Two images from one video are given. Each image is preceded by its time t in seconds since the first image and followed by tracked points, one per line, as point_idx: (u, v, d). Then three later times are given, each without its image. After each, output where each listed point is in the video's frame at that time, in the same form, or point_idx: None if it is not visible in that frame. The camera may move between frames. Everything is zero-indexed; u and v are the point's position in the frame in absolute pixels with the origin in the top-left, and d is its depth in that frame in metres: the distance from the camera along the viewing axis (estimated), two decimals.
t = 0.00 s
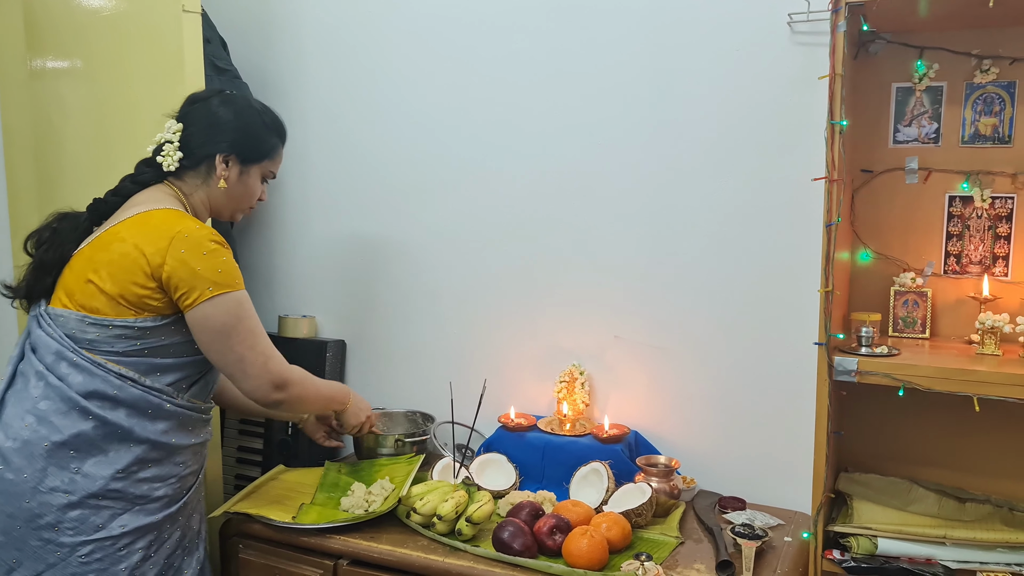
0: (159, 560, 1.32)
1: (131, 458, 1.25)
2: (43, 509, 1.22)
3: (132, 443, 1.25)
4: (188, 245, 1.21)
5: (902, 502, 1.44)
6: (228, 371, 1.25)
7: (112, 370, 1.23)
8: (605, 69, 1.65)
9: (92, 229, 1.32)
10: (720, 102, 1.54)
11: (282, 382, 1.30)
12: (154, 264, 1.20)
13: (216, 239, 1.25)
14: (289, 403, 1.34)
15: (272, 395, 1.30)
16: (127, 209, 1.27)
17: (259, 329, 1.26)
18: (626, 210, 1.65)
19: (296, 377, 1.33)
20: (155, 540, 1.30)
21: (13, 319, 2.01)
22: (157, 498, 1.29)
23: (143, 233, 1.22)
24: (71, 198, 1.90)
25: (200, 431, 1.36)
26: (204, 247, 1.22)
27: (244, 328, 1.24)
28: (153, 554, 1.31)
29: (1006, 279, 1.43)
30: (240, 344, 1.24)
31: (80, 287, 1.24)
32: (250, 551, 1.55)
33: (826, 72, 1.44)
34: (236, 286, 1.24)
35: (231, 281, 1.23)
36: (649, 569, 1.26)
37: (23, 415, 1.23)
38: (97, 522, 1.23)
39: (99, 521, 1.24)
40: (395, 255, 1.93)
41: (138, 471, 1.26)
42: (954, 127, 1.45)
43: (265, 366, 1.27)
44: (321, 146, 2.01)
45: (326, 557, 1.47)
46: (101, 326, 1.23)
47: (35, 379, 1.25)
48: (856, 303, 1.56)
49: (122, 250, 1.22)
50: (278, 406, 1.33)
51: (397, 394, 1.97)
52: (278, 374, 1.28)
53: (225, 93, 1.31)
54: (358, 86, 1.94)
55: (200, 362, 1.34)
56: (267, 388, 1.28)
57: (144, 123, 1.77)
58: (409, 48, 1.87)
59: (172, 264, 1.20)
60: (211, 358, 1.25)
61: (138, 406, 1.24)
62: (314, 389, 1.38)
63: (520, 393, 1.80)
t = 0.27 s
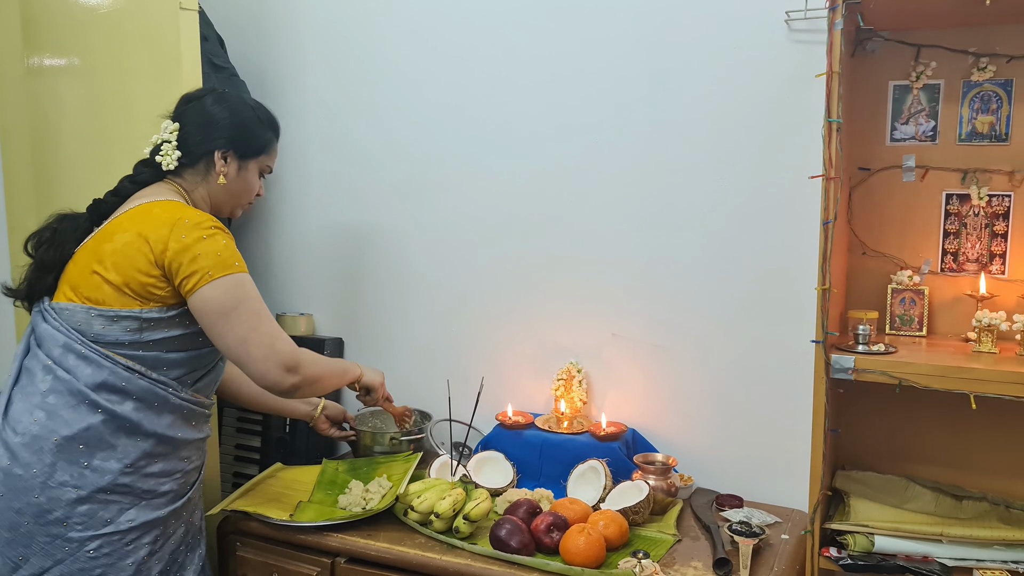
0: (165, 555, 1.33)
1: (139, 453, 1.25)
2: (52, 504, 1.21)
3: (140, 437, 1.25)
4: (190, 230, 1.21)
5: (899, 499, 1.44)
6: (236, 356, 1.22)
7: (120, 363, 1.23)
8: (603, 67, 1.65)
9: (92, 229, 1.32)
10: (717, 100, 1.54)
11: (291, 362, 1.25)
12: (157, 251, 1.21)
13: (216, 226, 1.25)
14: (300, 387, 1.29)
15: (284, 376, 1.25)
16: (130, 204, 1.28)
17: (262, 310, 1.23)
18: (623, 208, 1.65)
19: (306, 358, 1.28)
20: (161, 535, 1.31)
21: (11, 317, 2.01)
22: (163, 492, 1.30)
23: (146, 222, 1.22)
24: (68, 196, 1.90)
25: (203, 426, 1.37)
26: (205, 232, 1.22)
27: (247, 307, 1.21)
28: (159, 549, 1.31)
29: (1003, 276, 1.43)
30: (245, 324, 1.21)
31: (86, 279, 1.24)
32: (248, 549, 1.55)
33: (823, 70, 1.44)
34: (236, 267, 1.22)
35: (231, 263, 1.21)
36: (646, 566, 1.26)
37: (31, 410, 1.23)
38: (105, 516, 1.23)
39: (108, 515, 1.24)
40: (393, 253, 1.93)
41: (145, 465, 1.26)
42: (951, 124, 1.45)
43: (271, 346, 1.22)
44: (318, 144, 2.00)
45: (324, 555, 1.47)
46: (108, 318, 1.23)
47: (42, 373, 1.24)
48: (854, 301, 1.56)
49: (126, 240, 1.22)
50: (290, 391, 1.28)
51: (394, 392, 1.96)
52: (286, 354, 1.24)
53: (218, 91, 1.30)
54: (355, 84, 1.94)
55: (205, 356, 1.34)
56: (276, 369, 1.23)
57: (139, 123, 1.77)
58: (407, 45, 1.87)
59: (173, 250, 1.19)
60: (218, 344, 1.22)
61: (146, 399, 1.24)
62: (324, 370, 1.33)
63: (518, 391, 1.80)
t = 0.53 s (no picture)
0: (166, 552, 1.33)
1: (140, 450, 1.25)
2: (53, 501, 1.21)
3: (141, 434, 1.25)
4: (193, 217, 1.21)
5: (897, 498, 1.44)
6: (247, 334, 1.20)
7: (122, 360, 1.22)
8: (602, 65, 1.64)
9: (93, 228, 1.32)
10: (716, 98, 1.54)
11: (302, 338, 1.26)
12: (161, 242, 1.21)
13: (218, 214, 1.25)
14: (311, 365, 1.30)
15: (296, 353, 1.25)
16: (132, 198, 1.28)
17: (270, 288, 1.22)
18: (623, 207, 1.65)
19: (315, 337, 1.29)
20: (162, 533, 1.31)
21: (10, 315, 2.01)
22: (164, 490, 1.30)
23: (149, 215, 1.22)
24: (68, 195, 1.89)
25: (205, 423, 1.36)
26: (208, 218, 1.22)
27: (256, 286, 1.21)
28: (160, 546, 1.31)
29: (1002, 275, 1.43)
30: (256, 302, 1.20)
31: (89, 274, 1.24)
32: (247, 547, 1.55)
33: (823, 69, 1.44)
34: (240, 250, 1.22)
35: (235, 247, 1.22)
36: (645, 565, 1.26)
37: (32, 407, 1.23)
38: (106, 514, 1.23)
39: (109, 513, 1.24)
40: (392, 251, 1.93)
41: (146, 463, 1.26)
42: (950, 123, 1.45)
43: (283, 323, 1.23)
44: (318, 142, 2.00)
45: (323, 553, 1.47)
46: (110, 314, 1.23)
47: (44, 370, 1.25)
48: (853, 299, 1.56)
49: (129, 233, 1.22)
50: (300, 369, 1.29)
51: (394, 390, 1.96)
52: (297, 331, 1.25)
53: (218, 88, 1.31)
54: (355, 82, 1.94)
55: (207, 351, 1.34)
56: (290, 345, 1.24)
57: (138, 122, 1.76)
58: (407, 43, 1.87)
59: (177, 240, 1.20)
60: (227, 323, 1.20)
61: (147, 396, 1.24)
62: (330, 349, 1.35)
63: (517, 389, 1.80)
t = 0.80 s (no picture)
0: (169, 551, 1.33)
1: (142, 449, 1.25)
2: (56, 500, 1.21)
3: (143, 433, 1.25)
4: (197, 216, 1.21)
5: (898, 497, 1.44)
6: (249, 332, 1.20)
7: (125, 359, 1.22)
8: (603, 64, 1.64)
9: (96, 227, 1.32)
10: (717, 98, 1.54)
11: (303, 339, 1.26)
12: (165, 240, 1.21)
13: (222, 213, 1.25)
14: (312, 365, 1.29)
15: (297, 353, 1.25)
16: (136, 197, 1.28)
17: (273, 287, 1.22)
18: (623, 206, 1.65)
19: (316, 337, 1.29)
20: (164, 531, 1.31)
21: (10, 314, 2.01)
22: (166, 488, 1.30)
23: (152, 214, 1.22)
24: (68, 195, 1.89)
25: (208, 422, 1.36)
26: (212, 217, 1.22)
27: (260, 285, 1.21)
28: (162, 545, 1.31)
29: (1003, 275, 1.43)
30: (259, 301, 1.20)
31: (93, 272, 1.24)
32: (248, 546, 1.55)
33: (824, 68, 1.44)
34: (245, 249, 1.22)
35: (239, 246, 1.22)
36: (646, 564, 1.26)
37: (35, 406, 1.23)
38: (109, 512, 1.23)
39: (111, 511, 1.24)
40: (393, 250, 1.92)
41: (148, 461, 1.26)
42: (951, 123, 1.45)
43: (285, 323, 1.23)
44: (318, 141, 2.00)
45: (324, 552, 1.47)
46: (114, 313, 1.23)
47: (47, 369, 1.24)
48: (853, 299, 1.56)
49: (134, 232, 1.22)
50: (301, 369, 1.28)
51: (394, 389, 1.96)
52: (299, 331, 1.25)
53: (220, 86, 1.30)
54: (356, 81, 1.94)
55: (210, 350, 1.34)
56: (291, 345, 1.23)
57: (139, 121, 1.76)
58: (407, 43, 1.87)
59: (182, 238, 1.19)
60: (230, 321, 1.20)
61: (150, 395, 1.24)
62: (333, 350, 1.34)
63: (517, 389, 1.80)
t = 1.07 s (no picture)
0: (168, 549, 1.32)
1: (142, 447, 1.24)
2: (55, 497, 1.21)
3: (143, 431, 1.25)
4: (199, 214, 1.21)
5: (898, 496, 1.44)
6: (251, 330, 1.19)
7: (125, 356, 1.22)
8: (604, 63, 1.64)
9: (96, 225, 1.31)
10: (718, 97, 1.54)
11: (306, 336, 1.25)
12: (166, 238, 1.20)
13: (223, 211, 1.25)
14: (314, 364, 1.28)
15: (299, 350, 1.23)
16: (137, 195, 1.28)
17: (275, 284, 1.22)
18: (624, 204, 1.64)
19: (318, 335, 1.28)
20: (164, 529, 1.31)
21: (10, 312, 2.01)
22: (166, 486, 1.30)
23: (154, 211, 1.22)
24: (68, 194, 1.89)
25: (208, 421, 1.36)
26: (214, 215, 1.22)
27: (261, 282, 1.20)
28: (161, 543, 1.31)
29: (1003, 274, 1.43)
30: (260, 299, 1.19)
31: (94, 270, 1.24)
32: (248, 545, 1.55)
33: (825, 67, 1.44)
34: (246, 247, 1.22)
35: (240, 243, 1.21)
36: (647, 563, 1.26)
37: (35, 403, 1.23)
38: (108, 510, 1.23)
39: (111, 509, 1.23)
40: (393, 249, 1.92)
41: (148, 459, 1.26)
42: (952, 122, 1.45)
43: (287, 320, 1.22)
44: (318, 140, 2.00)
45: (324, 551, 1.47)
46: (114, 310, 1.23)
47: (47, 366, 1.24)
48: (853, 298, 1.56)
49: (135, 229, 1.22)
50: (303, 368, 1.27)
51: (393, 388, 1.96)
52: (301, 328, 1.24)
53: (221, 85, 1.30)
54: (356, 80, 1.93)
55: (210, 348, 1.34)
56: (293, 343, 1.22)
57: (138, 120, 1.76)
58: (408, 41, 1.86)
59: (183, 235, 1.19)
60: (233, 319, 1.20)
61: (150, 393, 1.24)
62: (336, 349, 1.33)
63: (517, 387, 1.80)
